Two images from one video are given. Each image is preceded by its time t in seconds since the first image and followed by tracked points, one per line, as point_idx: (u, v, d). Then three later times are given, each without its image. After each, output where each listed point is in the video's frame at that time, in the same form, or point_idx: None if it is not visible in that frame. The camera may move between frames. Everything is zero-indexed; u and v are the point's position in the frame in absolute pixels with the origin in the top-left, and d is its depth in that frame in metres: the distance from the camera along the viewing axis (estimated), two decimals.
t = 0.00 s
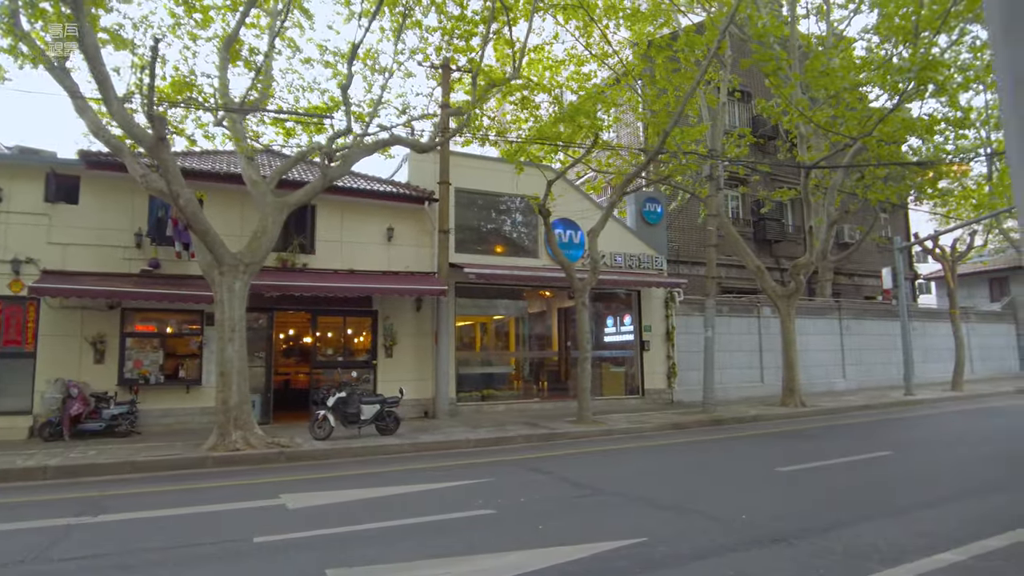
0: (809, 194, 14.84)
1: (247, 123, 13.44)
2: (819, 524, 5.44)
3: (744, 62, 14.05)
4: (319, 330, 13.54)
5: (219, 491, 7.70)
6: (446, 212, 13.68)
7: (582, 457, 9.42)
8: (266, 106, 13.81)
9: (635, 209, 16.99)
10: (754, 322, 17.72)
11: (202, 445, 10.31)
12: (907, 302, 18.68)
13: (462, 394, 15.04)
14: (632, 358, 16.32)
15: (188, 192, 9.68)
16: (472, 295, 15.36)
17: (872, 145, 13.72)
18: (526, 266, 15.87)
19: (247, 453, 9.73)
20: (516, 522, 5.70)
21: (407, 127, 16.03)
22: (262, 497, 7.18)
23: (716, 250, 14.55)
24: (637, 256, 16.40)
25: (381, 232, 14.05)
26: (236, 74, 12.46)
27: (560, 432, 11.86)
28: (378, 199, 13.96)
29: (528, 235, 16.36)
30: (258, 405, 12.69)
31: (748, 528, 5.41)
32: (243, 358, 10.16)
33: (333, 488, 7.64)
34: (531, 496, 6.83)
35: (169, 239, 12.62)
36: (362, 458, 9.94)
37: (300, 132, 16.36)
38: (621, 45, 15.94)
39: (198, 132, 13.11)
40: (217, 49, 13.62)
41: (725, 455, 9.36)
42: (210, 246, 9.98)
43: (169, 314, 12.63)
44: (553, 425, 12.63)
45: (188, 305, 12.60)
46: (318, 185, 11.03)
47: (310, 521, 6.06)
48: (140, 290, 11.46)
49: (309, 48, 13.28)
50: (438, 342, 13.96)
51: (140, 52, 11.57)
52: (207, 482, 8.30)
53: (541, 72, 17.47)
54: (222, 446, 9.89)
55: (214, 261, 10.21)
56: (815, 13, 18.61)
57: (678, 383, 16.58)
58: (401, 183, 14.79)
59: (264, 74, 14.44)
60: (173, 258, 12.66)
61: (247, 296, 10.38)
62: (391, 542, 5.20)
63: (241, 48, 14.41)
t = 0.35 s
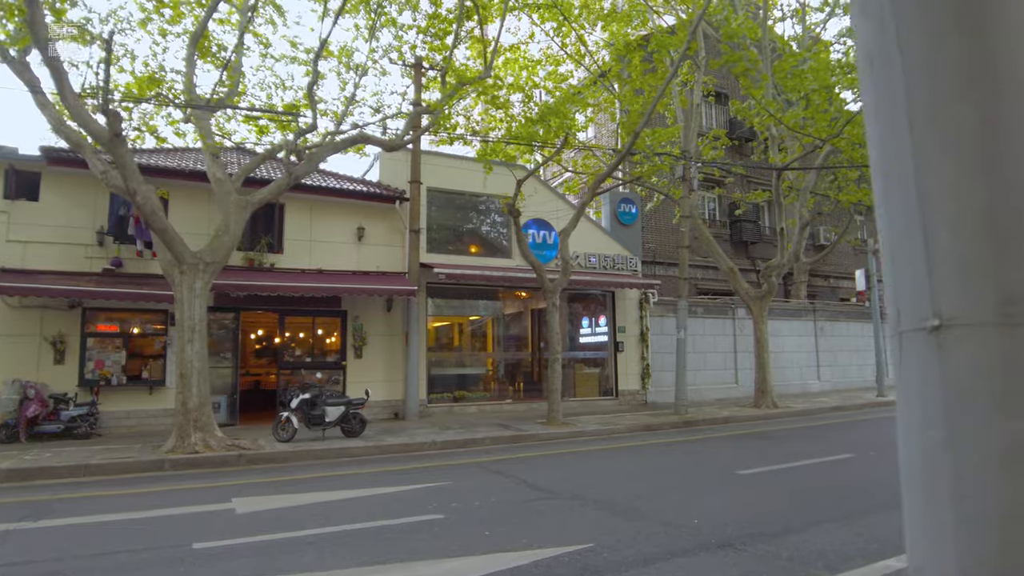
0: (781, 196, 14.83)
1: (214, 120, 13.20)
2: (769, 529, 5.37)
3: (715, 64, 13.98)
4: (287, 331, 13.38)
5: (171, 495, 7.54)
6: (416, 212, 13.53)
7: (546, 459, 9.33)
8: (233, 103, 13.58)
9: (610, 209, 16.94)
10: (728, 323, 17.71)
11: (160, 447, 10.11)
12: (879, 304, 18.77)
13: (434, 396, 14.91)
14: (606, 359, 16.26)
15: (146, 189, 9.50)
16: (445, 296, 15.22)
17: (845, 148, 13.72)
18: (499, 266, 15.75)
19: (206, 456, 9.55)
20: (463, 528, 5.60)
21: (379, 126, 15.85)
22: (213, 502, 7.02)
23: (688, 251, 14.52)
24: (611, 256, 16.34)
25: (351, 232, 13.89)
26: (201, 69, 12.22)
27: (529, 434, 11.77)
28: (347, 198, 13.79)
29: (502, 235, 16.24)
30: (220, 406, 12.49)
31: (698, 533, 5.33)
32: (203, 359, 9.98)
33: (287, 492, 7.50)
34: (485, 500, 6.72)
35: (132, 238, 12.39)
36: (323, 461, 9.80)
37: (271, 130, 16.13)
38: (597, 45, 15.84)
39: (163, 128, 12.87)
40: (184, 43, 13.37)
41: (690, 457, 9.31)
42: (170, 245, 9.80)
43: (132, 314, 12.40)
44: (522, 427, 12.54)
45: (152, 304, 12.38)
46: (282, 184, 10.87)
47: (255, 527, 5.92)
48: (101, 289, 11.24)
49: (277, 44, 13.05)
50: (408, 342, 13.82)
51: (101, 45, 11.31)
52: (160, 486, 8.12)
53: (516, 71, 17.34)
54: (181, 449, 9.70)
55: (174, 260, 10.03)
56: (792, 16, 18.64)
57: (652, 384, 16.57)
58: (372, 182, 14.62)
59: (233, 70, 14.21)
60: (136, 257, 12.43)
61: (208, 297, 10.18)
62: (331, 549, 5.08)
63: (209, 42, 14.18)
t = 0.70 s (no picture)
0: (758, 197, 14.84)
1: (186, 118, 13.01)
2: (726, 534, 5.26)
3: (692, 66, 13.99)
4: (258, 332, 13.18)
5: (126, 499, 7.38)
6: (391, 211, 13.39)
7: (516, 462, 9.21)
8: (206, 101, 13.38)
9: (589, 210, 16.88)
10: (708, 324, 17.67)
11: (124, 450, 9.92)
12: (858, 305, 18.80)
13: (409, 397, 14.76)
14: (585, 361, 16.15)
15: (108, 187, 9.34)
16: (423, 297, 15.07)
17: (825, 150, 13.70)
18: (477, 267, 15.62)
19: (169, 458, 9.37)
20: (414, 533, 5.47)
21: (358, 124, 15.72)
22: (168, 506, 6.87)
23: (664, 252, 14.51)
24: (590, 257, 16.26)
25: (324, 231, 13.73)
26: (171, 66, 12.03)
27: (501, 436, 11.62)
28: (321, 198, 13.64)
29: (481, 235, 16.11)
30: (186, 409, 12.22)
31: (652, 538, 5.22)
32: (167, 360, 9.80)
33: (246, 496, 7.35)
34: (444, 504, 6.59)
35: (98, 237, 12.19)
36: (290, 464, 9.64)
37: (248, 128, 15.95)
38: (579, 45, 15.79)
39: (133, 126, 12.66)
40: (156, 39, 13.12)
41: (661, 459, 9.19)
42: (132, 244, 9.63)
43: (99, 314, 12.20)
44: (496, 429, 12.40)
45: (119, 304, 12.16)
46: (250, 182, 10.71)
47: (204, 533, 5.78)
48: (65, 289, 11.04)
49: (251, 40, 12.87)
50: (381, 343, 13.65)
51: (67, 40, 11.09)
52: (118, 490, 7.95)
53: (497, 71, 17.25)
54: (144, 452, 9.51)
55: (138, 260, 9.86)
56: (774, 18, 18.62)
57: (630, 385, 16.52)
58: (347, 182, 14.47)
59: (207, 67, 14.00)
60: (103, 256, 12.24)
61: (172, 297, 10.00)
62: (273, 557, 4.94)
63: (183, 38, 13.92)
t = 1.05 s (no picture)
0: (728, 200, 14.89)
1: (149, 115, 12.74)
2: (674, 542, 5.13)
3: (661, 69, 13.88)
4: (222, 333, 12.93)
5: (69, 505, 7.16)
6: (359, 211, 13.21)
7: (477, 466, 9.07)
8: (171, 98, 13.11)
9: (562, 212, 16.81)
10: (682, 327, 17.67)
11: (76, 454, 9.67)
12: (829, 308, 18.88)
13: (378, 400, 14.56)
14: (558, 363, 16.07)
15: (59, 184, 9.11)
16: (393, 298, 14.91)
17: (797, 153, 13.70)
18: (449, 268, 15.47)
19: (122, 463, 9.15)
20: (355, 542, 5.31)
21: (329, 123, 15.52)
22: (109, 513, 6.67)
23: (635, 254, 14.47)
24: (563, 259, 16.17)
25: (291, 231, 13.53)
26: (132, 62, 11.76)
27: (467, 439, 11.48)
28: (288, 197, 13.43)
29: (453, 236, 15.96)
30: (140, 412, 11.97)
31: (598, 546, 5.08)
32: (121, 362, 9.57)
33: (194, 502, 7.16)
34: (393, 510, 6.42)
35: (54, 235, 11.90)
36: (247, 468, 9.44)
37: (217, 126, 15.69)
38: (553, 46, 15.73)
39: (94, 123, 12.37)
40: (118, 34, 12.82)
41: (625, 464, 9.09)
42: (85, 243, 9.40)
43: (57, 315, 11.93)
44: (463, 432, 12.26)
45: (77, 305, 11.88)
46: (210, 181, 10.50)
47: (139, 541, 5.58)
48: (19, 289, 10.76)
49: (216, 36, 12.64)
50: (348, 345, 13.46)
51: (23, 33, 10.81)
52: (64, 495, 7.73)
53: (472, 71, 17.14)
54: (96, 456, 9.28)
55: (92, 259, 9.62)
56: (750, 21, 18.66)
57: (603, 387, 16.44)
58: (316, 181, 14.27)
59: (173, 64, 13.74)
60: (60, 256, 11.96)
61: (128, 298, 9.77)
62: (203, 567, 4.76)
63: (148, 33, 13.66)
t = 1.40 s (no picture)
0: (685, 205, 14.86)
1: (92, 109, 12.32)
2: (600, 549, 5.04)
3: (619, 74, 13.89)
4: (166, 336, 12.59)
5: None
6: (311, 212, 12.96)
7: (421, 472, 8.91)
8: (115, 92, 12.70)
9: (521, 216, 16.69)
10: (641, 331, 17.68)
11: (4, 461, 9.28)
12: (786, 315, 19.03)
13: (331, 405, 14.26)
14: (517, 368, 15.96)
15: None
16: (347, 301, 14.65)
17: (753, 158, 13.79)
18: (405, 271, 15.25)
19: (50, 470, 8.80)
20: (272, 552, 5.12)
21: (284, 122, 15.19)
22: (24, 523, 6.37)
23: (592, 258, 14.45)
24: (522, 263, 16.05)
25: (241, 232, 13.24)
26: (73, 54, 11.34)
27: (417, 444, 11.29)
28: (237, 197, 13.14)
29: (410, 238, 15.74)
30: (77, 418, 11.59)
31: (522, 554, 4.97)
32: (52, 365, 9.21)
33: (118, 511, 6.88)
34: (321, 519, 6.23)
35: None
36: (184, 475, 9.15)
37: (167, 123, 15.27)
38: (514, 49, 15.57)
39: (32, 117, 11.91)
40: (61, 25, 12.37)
41: (570, 469, 9.01)
42: (16, 241, 9.04)
43: None
44: (413, 437, 12.06)
45: (13, 306, 11.45)
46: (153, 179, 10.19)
47: (47, 552, 5.32)
48: None
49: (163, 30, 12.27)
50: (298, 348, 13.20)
51: None
52: None
53: (432, 72, 16.93)
54: (23, 463, 8.93)
55: (23, 259, 9.26)
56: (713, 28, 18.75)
57: (561, 392, 16.35)
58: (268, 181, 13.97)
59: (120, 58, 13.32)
60: None
61: (61, 299, 9.41)
62: None
63: (98, 28, 13.19)
